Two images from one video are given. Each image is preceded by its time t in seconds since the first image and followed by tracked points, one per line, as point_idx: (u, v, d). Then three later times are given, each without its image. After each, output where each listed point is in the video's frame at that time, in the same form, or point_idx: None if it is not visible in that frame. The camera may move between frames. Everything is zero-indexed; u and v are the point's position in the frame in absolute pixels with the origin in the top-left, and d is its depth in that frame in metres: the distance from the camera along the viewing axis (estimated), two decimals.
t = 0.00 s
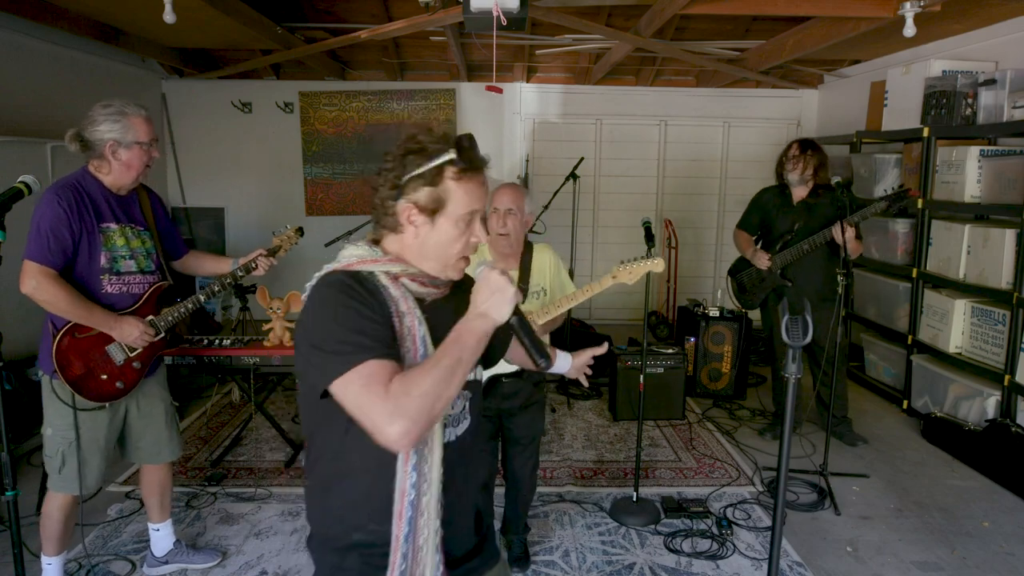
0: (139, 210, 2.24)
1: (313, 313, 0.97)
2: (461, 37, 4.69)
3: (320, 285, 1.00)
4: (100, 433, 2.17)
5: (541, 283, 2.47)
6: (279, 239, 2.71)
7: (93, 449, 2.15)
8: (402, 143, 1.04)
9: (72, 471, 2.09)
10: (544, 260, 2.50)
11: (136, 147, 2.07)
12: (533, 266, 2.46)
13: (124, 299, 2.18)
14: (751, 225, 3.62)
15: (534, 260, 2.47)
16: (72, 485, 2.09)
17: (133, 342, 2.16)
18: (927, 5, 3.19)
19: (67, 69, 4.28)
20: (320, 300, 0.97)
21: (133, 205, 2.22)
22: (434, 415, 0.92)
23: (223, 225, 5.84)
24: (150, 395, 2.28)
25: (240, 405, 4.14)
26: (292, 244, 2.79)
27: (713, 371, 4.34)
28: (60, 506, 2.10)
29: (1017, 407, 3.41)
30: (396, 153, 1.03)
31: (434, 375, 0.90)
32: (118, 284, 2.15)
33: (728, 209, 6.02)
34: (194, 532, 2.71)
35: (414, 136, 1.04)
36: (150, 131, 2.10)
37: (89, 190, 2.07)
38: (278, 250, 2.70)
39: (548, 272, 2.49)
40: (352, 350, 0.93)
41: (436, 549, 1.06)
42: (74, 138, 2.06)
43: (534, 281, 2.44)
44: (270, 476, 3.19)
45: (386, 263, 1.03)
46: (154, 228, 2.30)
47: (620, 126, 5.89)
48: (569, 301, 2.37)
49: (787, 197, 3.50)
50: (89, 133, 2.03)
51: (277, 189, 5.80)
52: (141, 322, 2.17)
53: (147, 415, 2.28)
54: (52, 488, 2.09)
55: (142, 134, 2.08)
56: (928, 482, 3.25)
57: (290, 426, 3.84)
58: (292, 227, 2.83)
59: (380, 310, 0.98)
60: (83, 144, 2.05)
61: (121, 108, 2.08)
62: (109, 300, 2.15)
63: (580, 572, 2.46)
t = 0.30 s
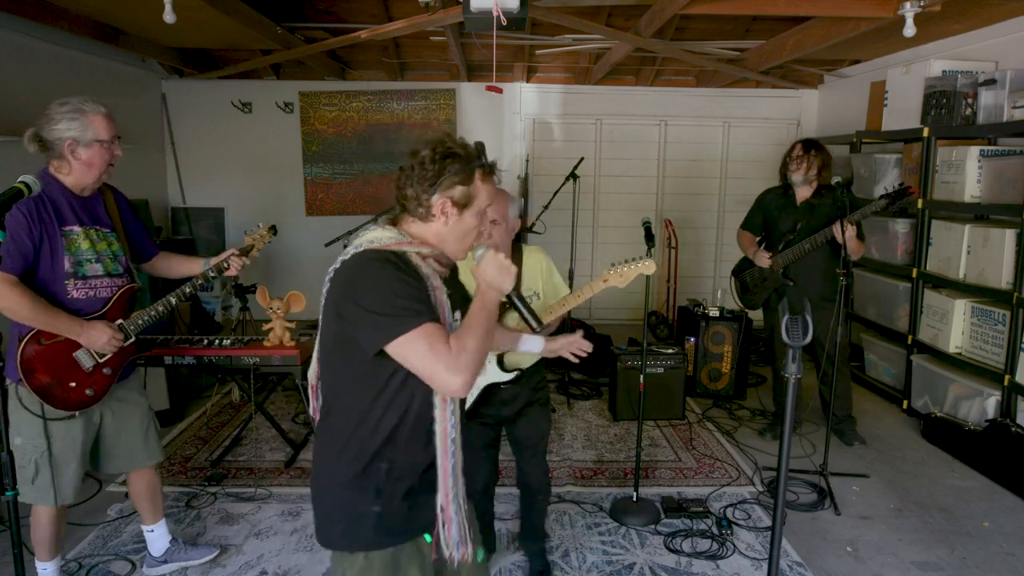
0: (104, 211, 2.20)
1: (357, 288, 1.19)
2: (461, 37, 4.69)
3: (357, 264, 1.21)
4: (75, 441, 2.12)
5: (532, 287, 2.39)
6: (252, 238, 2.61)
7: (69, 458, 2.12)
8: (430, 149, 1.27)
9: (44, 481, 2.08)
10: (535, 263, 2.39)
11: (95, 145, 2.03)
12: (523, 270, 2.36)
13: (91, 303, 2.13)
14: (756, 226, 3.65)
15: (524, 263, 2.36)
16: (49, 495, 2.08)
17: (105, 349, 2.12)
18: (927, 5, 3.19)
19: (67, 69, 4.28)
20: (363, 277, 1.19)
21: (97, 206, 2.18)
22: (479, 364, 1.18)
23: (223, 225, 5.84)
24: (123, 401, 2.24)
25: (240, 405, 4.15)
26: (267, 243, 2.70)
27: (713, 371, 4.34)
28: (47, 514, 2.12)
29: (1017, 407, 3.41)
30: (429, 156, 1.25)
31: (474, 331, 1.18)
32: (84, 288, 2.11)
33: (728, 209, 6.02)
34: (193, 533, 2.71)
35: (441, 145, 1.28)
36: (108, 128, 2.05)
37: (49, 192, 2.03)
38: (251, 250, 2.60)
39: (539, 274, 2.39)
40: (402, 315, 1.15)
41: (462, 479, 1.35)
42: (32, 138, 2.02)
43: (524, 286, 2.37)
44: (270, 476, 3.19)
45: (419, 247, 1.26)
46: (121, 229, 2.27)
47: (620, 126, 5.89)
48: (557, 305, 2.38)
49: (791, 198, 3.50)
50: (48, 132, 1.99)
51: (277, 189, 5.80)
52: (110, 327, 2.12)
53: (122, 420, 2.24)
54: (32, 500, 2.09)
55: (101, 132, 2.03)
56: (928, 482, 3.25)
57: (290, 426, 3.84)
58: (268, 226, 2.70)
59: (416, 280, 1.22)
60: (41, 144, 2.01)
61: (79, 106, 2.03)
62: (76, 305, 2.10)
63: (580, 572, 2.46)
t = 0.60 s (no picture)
0: (79, 213, 2.20)
1: (343, 277, 1.36)
2: (461, 37, 4.69)
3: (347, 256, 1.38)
4: (59, 448, 2.12)
5: (558, 289, 2.33)
6: (233, 238, 2.56)
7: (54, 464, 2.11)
8: (429, 167, 1.47)
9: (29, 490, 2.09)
10: (562, 265, 2.36)
11: (66, 146, 2.02)
12: (548, 270, 2.33)
13: (68, 309, 2.14)
14: (767, 223, 3.63)
15: (548, 265, 2.33)
16: (38, 502, 2.10)
17: (77, 360, 2.11)
18: (927, 5, 3.19)
19: (67, 69, 4.28)
20: (347, 268, 1.36)
21: (72, 209, 2.18)
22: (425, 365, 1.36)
23: (222, 225, 5.83)
24: (109, 405, 2.25)
25: (240, 405, 4.15)
26: (247, 243, 2.63)
27: (713, 371, 4.34)
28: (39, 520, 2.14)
29: (1017, 407, 3.41)
30: (425, 172, 1.44)
31: (436, 335, 1.35)
32: (60, 294, 2.11)
33: (728, 209, 6.03)
34: (193, 533, 2.71)
35: (439, 167, 1.47)
36: (79, 129, 2.05)
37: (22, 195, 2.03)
38: (232, 250, 2.55)
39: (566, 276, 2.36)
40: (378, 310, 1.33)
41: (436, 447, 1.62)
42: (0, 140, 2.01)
43: (549, 287, 2.32)
44: (270, 477, 3.19)
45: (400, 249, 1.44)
46: (97, 232, 2.27)
47: (620, 126, 5.89)
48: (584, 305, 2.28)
49: (803, 198, 3.49)
50: (17, 134, 1.98)
51: (277, 189, 5.80)
52: (87, 337, 2.12)
53: (108, 425, 2.25)
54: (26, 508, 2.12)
55: (71, 133, 2.02)
56: (928, 482, 3.25)
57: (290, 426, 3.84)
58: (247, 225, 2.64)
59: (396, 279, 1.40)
60: (11, 146, 2.00)
61: (49, 106, 2.02)
62: (52, 310, 2.10)
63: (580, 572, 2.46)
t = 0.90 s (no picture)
0: (70, 215, 2.20)
1: (344, 253, 1.63)
2: (461, 37, 4.69)
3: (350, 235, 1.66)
4: (55, 449, 2.12)
5: (617, 294, 2.29)
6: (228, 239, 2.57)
7: (52, 465, 2.11)
8: (419, 162, 1.73)
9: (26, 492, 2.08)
10: (623, 269, 2.29)
11: (56, 146, 2.01)
12: (607, 274, 2.28)
13: (64, 309, 2.13)
14: (783, 221, 3.61)
15: (607, 267, 2.27)
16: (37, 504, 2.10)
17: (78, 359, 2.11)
18: (927, 6, 3.19)
19: (67, 69, 4.28)
20: (347, 243, 1.65)
21: (63, 210, 2.18)
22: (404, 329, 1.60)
23: (222, 225, 5.83)
24: (106, 406, 2.25)
25: (240, 405, 4.15)
26: (243, 243, 2.64)
27: (713, 371, 4.34)
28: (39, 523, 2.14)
29: (1017, 407, 3.41)
30: (415, 164, 1.70)
31: (416, 304, 1.61)
32: (55, 294, 2.11)
33: (728, 209, 6.03)
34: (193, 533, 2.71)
35: (428, 161, 1.73)
36: (69, 128, 2.03)
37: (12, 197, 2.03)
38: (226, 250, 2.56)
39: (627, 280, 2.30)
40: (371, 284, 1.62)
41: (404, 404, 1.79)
42: None
43: (608, 291, 2.28)
44: (270, 477, 3.19)
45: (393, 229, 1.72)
46: (90, 233, 2.26)
47: (620, 126, 5.89)
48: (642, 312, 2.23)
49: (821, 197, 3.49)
50: (7, 134, 1.97)
51: (277, 189, 5.80)
52: (84, 337, 2.12)
53: (103, 427, 2.24)
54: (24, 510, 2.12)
55: (62, 132, 2.01)
56: (928, 482, 3.25)
57: (290, 426, 3.84)
58: (242, 227, 2.66)
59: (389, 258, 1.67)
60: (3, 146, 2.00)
61: (39, 105, 2.01)
62: (47, 312, 2.10)
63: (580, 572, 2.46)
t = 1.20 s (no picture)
0: (81, 212, 2.21)
1: (356, 250, 1.85)
2: (461, 37, 4.69)
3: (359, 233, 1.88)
4: (61, 446, 2.13)
5: (623, 298, 2.23)
6: (235, 235, 2.57)
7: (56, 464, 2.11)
8: (417, 160, 1.93)
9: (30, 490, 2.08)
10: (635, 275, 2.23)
11: (72, 145, 2.02)
12: (618, 278, 2.22)
13: (78, 306, 2.15)
14: (800, 221, 3.64)
15: (622, 270, 2.23)
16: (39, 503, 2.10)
17: (93, 359, 2.11)
18: (927, 5, 3.20)
19: (67, 69, 4.29)
20: (358, 245, 1.85)
21: (74, 208, 2.19)
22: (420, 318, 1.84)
23: (223, 225, 5.83)
24: (111, 405, 2.25)
25: (240, 405, 4.15)
26: (250, 239, 2.63)
27: (713, 371, 4.34)
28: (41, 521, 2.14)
29: (1017, 407, 3.41)
30: (412, 165, 1.92)
31: (428, 295, 1.84)
32: (69, 291, 2.12)
33: (728, 209, 6.03)
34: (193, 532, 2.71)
35: (423, 158, 1.93)
36: (86, 128, 2.05)
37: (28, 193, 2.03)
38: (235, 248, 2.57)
39: (636, 285, 2.23)
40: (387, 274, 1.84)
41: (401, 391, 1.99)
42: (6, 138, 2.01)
43: (614, 294, 2.23)
44: (271, 477, 3.19)
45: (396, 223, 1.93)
46: (99, 230, 2.27)
47: (620, 126, 5.89)
48: (636, 317, 2.15)
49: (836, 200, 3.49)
50: (24, 132, 1.98)
51: (277, 189, 5.80)
52: (100, 336, 2.13)
53: (108, 426, 2.24)
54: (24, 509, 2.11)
55: (78, 132, 2.03)
56: (928, 482, 3.25)
57: (290, 426, 3.84)
58: (249, 221, 2.65)
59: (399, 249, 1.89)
60: (17, 144, 2.00)
61: (57, 105, 2.02)
62: (62, 308, 2.12)
63: (580, 572, 2.46)
